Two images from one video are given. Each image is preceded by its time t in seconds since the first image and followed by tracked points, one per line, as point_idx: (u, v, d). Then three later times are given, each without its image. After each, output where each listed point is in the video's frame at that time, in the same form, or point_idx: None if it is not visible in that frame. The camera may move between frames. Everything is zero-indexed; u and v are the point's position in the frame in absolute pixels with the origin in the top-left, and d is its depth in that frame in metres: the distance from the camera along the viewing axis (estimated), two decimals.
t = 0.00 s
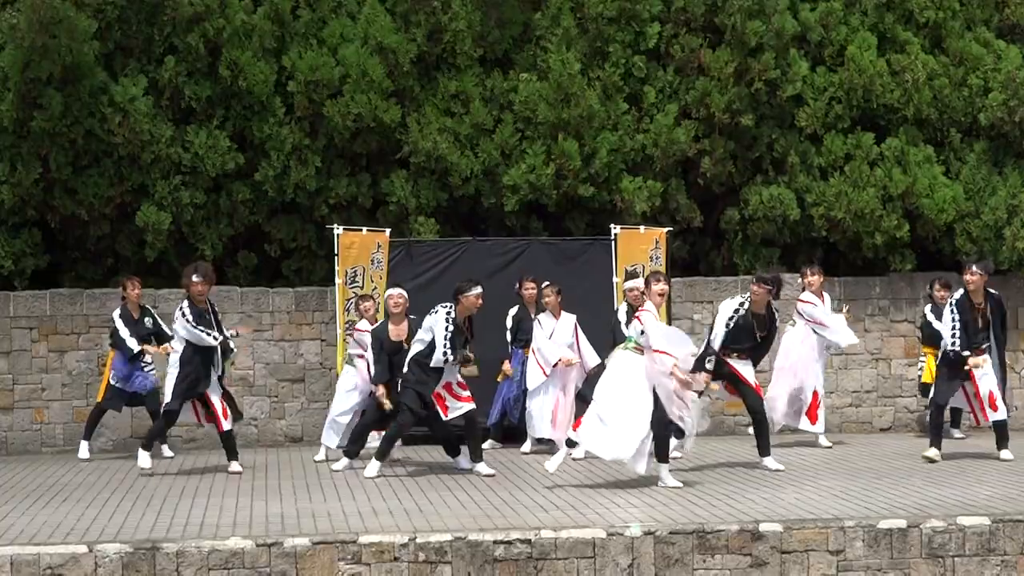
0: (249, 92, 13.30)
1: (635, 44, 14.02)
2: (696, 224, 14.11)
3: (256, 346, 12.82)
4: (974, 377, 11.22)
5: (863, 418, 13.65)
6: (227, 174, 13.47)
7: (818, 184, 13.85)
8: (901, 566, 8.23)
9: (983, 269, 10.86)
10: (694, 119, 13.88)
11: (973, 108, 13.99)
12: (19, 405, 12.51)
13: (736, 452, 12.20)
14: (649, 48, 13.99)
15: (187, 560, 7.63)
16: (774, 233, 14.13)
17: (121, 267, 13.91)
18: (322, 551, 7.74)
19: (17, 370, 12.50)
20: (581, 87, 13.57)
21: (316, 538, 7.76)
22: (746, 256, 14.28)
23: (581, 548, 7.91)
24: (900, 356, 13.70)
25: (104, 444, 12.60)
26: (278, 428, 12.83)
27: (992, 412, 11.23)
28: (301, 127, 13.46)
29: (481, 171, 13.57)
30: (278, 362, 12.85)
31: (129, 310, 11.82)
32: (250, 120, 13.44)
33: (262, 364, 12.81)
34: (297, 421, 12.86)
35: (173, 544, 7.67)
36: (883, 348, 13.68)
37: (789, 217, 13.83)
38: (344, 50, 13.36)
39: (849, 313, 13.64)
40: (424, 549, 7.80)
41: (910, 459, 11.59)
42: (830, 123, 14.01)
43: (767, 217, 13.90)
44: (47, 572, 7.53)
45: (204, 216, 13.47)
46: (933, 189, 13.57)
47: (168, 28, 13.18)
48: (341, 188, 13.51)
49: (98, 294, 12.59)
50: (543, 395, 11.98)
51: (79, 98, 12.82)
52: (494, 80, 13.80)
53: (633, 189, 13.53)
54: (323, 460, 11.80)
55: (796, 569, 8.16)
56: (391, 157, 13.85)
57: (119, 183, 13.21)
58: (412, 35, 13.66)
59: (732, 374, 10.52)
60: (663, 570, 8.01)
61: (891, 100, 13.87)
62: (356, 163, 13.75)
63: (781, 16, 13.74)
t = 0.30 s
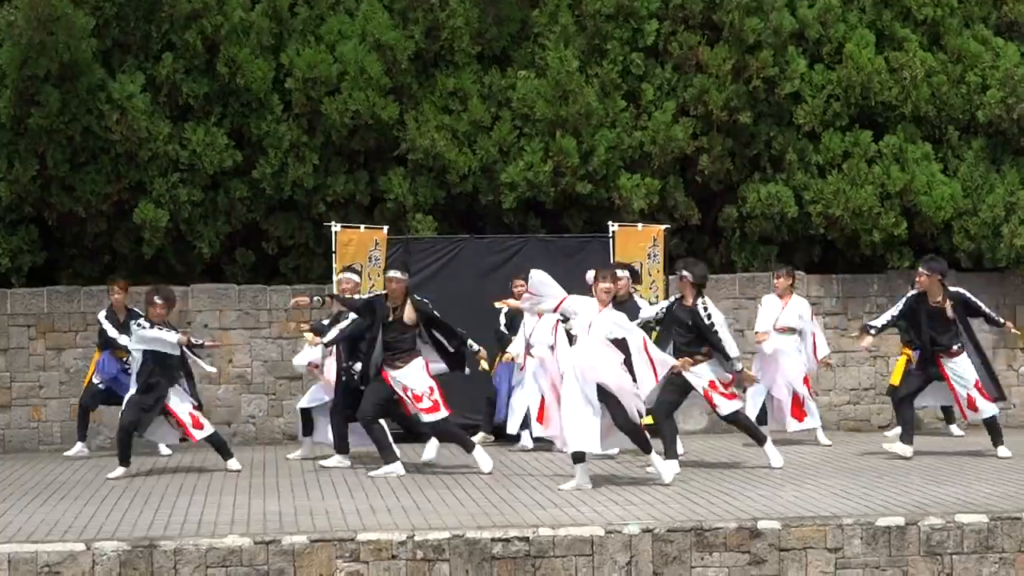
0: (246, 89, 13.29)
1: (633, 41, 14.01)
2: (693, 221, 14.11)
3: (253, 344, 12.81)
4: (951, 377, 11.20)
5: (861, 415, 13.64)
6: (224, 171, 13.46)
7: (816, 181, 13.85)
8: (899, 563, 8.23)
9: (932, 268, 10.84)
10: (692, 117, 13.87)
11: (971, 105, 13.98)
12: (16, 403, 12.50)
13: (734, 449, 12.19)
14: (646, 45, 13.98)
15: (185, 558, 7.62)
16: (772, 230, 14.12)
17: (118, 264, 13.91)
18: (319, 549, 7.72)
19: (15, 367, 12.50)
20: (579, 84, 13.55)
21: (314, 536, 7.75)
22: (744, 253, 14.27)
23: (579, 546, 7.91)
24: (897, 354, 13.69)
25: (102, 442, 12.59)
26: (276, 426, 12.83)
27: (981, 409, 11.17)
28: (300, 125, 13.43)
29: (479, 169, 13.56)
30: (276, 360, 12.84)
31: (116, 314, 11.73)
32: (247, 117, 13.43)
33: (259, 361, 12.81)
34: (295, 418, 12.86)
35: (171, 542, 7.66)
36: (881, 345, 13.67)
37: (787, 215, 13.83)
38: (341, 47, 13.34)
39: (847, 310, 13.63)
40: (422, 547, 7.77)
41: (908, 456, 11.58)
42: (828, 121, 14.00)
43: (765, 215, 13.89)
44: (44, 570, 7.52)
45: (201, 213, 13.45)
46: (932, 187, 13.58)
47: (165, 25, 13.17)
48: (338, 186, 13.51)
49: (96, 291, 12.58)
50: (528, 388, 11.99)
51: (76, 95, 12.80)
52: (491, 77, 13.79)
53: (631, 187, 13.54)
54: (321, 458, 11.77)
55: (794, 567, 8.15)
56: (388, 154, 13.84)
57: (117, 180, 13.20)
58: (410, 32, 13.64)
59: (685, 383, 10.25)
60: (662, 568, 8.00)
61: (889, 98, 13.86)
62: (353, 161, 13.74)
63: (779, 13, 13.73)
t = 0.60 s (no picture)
0: (245, 87, 13.28)
1: (631, 39, 14.02)
2: (692, 219, 14.12)
3: (252, 341, 12.81)
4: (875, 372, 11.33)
5: (860, 413, 13.66)
6: (223, 168, 13.46)
7: (815, 179, 13.85)
8: (898, 561, 8.24)
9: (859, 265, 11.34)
10: (690, 114, 13.87)
11: (970, 103, 13.97)
12: (15, 400, 12.50)
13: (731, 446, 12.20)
14: (645, 43, 13.99)
15: (184, 556, 7.62)
16: (771, 228, 14.13)
17: (117, 262, 13.91)
18: (318, 547, 7.72)
19: (14, 364, 12.51)
20: (578, 82, 13.54)
21: (313, 533, 7.74)
22: (743, 251, 14.28)
23: (578, 543, 7.92)
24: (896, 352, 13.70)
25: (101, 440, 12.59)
26: (275, 423, 12.83)
27: (872, 406, 11.30)
28: (298, 122, 13.42)
29: (477, 166, 13.55)
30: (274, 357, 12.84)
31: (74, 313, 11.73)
32: (246, 115, 13.44)
33: (258, 359, 12.81)
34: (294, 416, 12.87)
35: (170, 540, 7.67)
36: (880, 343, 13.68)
37: (786, 213, 13.84)
38: (340, 45, 13.33)
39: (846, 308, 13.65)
40: (420, 545, 7.79)
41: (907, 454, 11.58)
42: (826, 119, 14.01)
43: (764, 213, 13.90)
44: (42, 568, 7.51)
45: (200, 211, 13.45)
46: (930, 185, 13.60)
47: (163, 23, 13.17)
48: (337, 183, 13.51)
49: (95, 288, 12.58)
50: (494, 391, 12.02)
51: (75, 93, 12.80)
52: (490, 75, 13.79)
53: (629, 185, 13.56)
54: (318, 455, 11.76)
55: (792, 564, 8.16)
56: (387, 152, 13.84)
57: (116, 178, 13.20)
58: (408, 30, 13.63)
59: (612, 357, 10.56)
60: (660, 565, 8.00)
61: (888, 96, 13.85)
62: (352, 159, 13.73)
63: (778, 11, 13.72)
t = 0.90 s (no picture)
0: (244, 85, 13.28)
1: (631, 37, 14.02)
2: (692, 217, 14.12)
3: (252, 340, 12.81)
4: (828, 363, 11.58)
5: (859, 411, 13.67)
6: (222, 167, 13.46)
7: (814, 176, 13.85)
8: (898, 559, 8.24)
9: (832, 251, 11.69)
10: (690, 113, 13.86)
11: (969, 101, 13.98)
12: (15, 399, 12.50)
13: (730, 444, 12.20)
14: (644, 41, 13.99)
15: (184, 554, 7.61)
16: (770, 226, 14.12)
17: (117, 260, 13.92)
18: (319, 545, 7.72)
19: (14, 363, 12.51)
20: (577, 80, 13.54)
21: (313, 532, 7.74)
22: (743, 249, 14.27)
23: (577, 542, 7.91)
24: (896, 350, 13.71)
25: (102, 438, 12.58)
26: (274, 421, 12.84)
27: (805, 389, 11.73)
28: (297, 121, 13.41)
29: (477, 165, 13.55)
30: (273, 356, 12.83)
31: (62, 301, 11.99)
32: (246, 114, 13.44)
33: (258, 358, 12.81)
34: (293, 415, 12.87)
35: (170, 538, 7.67)
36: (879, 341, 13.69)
37: (786, 211, 13.84)
38: (340, 43, 13.33)
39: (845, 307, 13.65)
40: (420, 543, 7.80)
41: (907, 452, 11.57)
42: (826, 117, 14.01)
43: (764, 211, 13.90)
44: (43, 566, 7.51)
45: (200, 210, 13.45)
46: (929, 183, 13.63)
47: (163, 22, 13.17)
48: (337, 182, 13.51)
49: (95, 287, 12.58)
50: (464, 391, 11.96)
51: (75, 91, 12.81)
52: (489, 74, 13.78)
53: (629, 183, 13.56)
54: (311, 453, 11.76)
55: (792, 563, 8.16)
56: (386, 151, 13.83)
57: (115, 177, 13.21)
58: (408, 29, 13.63)
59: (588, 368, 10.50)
60: (659, 563, 8.01)
61: (888, 94, 13.85)
62: (352, 157, 13.73)
63: (777, 9, 13.71)
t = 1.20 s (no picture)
0: (255, 84, 13.30)
1: (642, 36, 14.04)
2: (703, 216, 14.13)
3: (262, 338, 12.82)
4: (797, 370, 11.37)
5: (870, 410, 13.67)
6: (234, 166, 13.47)
7: (825, 175, 13.85)
8: (909, 559, 8.23)
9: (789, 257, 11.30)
10: (701, 111, 13.87)
11: (981, 100, 14.00)
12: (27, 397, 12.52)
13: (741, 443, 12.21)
14: (655, 39, 14.00)
15: (196, 551, 7.63)
16: (782, 225, 14.12)
17: (129, 259, 13.94)
18: (330, 542, 7.73)
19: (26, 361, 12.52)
20: (588, 78, 13.54)
21: (324, 530, 7.76)
22: (754, 248, 14.26)
23: (588, 540, 7.91)
24: (907, 349, 13.71)
25: (114, 436, 12.60)
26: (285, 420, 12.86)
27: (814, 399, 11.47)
28: (308, 119, 13.42)
29: (488, 163, 13.55)
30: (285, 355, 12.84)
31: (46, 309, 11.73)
32: (257, 112, 13.45)
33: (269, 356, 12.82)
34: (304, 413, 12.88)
35: (182, 535, 7.68)
36: (891, 339, 13.68)
37: (797, 209, 13.83)
38: (350, 42, 13.35)
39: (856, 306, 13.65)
40: (431, 541, 7.81)
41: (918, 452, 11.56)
42: (837, 116, 14.02)
43: (775, 209, 13.89)
44: (55, 562, 7.53)
45: (211, 208, 13.47)
46: (941, 181, 13.65)
47: (174, 20, 13.20)
48: (348, 180, 13.52)
49: (106, 285, 12.60)
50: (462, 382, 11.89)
51: (86, 90, 12.84)
52: (500, 72, 13.79)
53: (640, 181, 13.56)
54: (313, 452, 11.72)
55: (804, 561, 8.16)
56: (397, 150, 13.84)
57: (127, 175, 13.23)
58: (419, 27, 13.62)
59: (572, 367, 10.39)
60: (671, 562, 8.01)
61: (899, 92, 13.85)
62: (362, 156, 13.75)
63: (788, 7, 13.71)
